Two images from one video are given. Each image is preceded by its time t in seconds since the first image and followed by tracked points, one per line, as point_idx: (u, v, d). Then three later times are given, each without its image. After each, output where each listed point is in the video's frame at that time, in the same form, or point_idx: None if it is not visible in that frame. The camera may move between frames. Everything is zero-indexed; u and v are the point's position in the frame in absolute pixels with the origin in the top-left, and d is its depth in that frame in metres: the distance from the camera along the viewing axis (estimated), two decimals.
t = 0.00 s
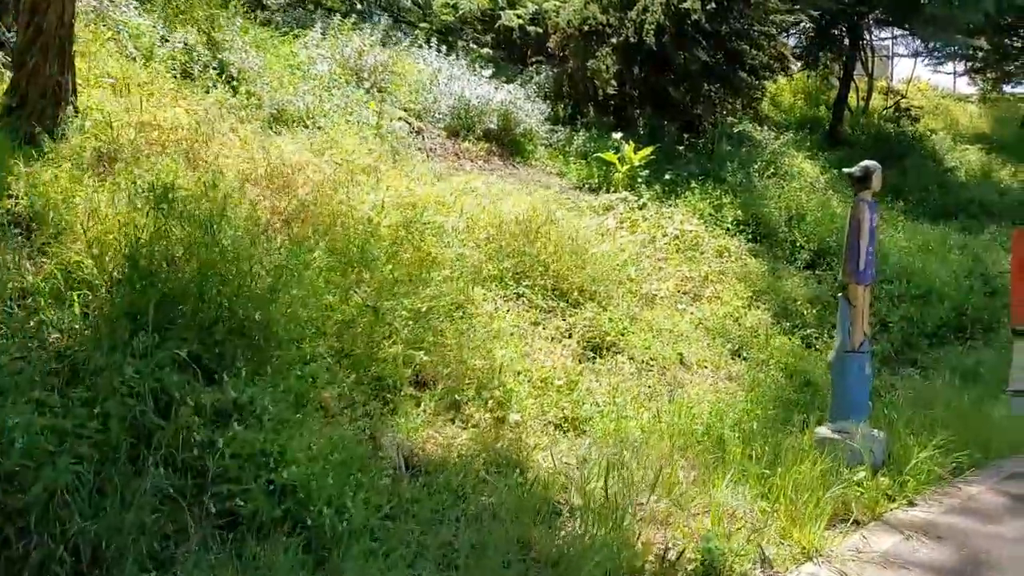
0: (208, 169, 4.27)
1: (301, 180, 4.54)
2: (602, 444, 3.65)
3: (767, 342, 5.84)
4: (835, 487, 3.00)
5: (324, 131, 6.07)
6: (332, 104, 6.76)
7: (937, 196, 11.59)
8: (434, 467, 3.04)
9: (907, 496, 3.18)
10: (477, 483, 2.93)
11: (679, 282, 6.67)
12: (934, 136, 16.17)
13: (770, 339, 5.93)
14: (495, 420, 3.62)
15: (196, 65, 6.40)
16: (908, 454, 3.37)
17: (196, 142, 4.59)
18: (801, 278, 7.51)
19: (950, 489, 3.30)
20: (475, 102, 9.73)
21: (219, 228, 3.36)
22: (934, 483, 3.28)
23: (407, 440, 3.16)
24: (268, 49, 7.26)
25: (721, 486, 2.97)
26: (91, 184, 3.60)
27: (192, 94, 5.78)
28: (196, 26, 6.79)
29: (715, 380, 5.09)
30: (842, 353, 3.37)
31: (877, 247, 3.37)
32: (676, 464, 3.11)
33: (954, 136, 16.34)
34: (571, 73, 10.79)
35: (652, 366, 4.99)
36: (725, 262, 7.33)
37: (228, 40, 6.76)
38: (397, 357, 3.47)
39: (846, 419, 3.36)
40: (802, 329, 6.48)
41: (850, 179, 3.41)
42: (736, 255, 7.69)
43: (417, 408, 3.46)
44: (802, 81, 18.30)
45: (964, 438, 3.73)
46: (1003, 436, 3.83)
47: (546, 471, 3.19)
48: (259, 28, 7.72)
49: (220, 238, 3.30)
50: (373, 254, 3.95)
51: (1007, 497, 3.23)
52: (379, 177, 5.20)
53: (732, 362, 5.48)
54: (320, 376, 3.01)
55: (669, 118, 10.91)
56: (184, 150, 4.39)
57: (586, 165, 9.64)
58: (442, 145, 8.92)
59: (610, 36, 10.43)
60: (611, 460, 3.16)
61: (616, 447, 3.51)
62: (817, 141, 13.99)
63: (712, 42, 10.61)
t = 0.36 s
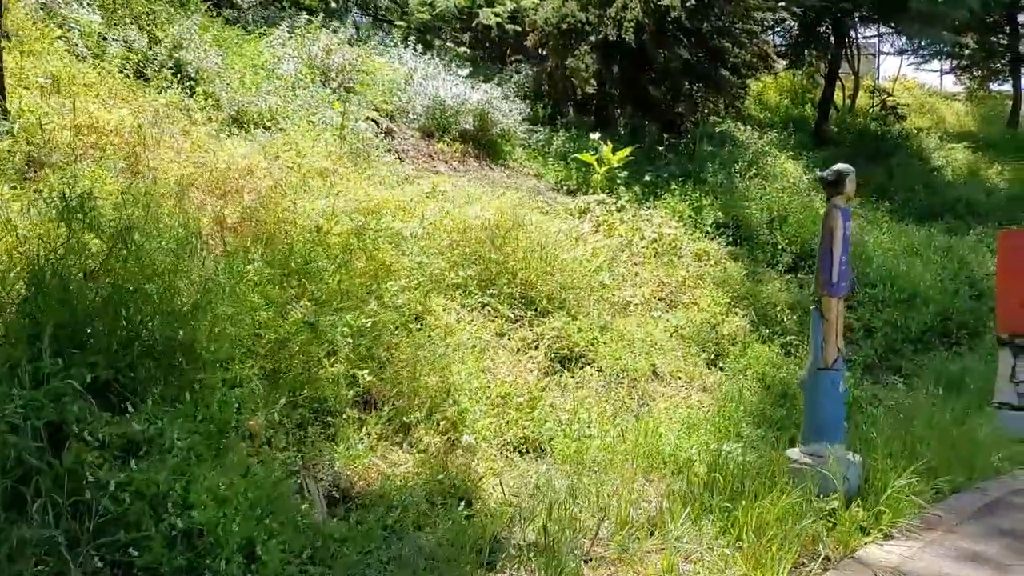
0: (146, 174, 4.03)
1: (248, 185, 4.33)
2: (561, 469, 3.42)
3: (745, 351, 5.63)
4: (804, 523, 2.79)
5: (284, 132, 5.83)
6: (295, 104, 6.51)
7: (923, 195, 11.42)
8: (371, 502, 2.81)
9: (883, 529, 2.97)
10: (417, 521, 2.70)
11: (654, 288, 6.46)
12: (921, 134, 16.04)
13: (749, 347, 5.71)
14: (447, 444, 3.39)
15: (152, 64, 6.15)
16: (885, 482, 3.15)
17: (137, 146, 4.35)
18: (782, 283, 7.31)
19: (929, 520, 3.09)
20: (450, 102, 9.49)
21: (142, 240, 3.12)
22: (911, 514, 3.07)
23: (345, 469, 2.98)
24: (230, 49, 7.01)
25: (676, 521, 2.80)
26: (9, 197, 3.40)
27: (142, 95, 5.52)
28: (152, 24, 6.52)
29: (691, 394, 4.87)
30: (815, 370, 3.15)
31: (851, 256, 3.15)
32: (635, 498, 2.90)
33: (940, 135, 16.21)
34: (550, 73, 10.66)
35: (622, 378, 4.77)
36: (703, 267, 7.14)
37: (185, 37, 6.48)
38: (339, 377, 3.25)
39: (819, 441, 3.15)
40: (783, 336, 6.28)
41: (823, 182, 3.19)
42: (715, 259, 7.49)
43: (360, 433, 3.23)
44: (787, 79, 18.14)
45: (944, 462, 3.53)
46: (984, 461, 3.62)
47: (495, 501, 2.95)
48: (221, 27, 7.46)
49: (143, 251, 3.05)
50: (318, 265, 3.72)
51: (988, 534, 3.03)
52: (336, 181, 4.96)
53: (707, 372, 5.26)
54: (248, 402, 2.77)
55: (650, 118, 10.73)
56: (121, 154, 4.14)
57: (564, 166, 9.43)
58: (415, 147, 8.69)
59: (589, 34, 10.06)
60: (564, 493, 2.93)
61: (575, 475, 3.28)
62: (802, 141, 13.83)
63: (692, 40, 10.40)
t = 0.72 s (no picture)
0: (75, 170, 3.80)
1: (187, 183, 4.08)
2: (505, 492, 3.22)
3: (716, 359, 5.46)
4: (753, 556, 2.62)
5: (238, 129, 5.60)
6: (254, 100, 6.28)
7: (901, 199, 11.32)
8: (293, 530, 2.61)
9: (842, 560, 2.79)
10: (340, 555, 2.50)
11: (623, 294, 6.29)
12: (901, 137, 15.97)
13: (718, 355, 5.55)
14: (386, 465, 3.18)
15: (101, 57, 5.90)
16: (846, 508, 2.98)
17: (69, 142, 4.11)
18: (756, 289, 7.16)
19: (891, 550, 2.92)
20: (421, 100, 9.27)
21: (48, 245, 2.93)
22: (871, 543, 2.90)
23: (270, 493, 2.78)
24: (187, 43, 6.77)
25: (619, 553, 2.61)
26: None
27: (87, 88, 5.27)
28: (104, 14, 6.26)
29: (656, 406, 4.69)
30: (773, 387, 2.97)
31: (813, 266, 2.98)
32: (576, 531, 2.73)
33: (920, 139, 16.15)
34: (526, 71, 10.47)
35: (584, 389, 4.58)
36: (675, 272, 6.97)
37: (138, 29, 6.22)
38: (267, 392, 3.07)
39: (778, 462, 2.96)
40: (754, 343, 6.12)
41: (784, 188, 3.02)
42: (688, 263, 7.33)
43: (290, 453, 3.00)
44: (769, 82, 18.04)
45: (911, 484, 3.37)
46: (954, 483, 3.47)
47: (431, 529, 2.75)
48: (181, 20, 7.22)
49: (47, 257, 2.87)
50: (254, 270, 3.51)
51: (953, 563, 2.86)
52: (287, 181, 4.75)
53: (674, 382, 5.09)
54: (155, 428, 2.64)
55: (626, 119, 10.58)
56: (49, 150, 3.91)
57: (538, 167, 9.24)
58: (384, 146, 8.48)
59: (565, 32, 9.85)
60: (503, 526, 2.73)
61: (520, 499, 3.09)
62: (781, 143, 13.73)
63: (670, 39, 10.24)
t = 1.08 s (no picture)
0: None
1: (109, 185, 3.83)
2: (440, 520, 3.03)
3: (677, 369, 5.27)
4: None
5: (179, 128, 5.36)
6: (200, 97, 6.03)
7: (871, 201, 11.27)
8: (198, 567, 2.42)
9: None
10: None
11: (584, 300, 6.11)
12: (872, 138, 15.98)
13: (680, 364, 5.39)
14: (310, 494, 3.01)
15: (34, 53, 5.62)
16: (797, 536, 2.83)
17: None
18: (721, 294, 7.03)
19: None
20: (383, 98, 9.05)
21: None
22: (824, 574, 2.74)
23: (177, 527, 2.62)
24: (131, 39, 6.51)
25: None
26: None
27: (15, 84, 5.01)
28: (39, 6, 5.98)
29: (611, 419, 4.48)
30: (722, 407, 2.80)
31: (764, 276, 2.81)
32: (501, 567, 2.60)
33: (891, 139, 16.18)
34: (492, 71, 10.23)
35: (537, 401, 4.37)
36: (638, 277, 6.82)
37: (76, 23, 5.95)
38: (178, 414, 2.92)
39: (727, 486, 2.79)
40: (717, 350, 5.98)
41: (734, 192, 2.85)
42: (652, 267, 7.19)
43: (203, 484, 2.84)
44: (741, 82, 17.99)
45: (868, 507, 3.23)
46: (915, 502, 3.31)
47: (352, 566, 2.56)
48: (126, 15, 6.94)
49: None
50: (172, 281, 3.38)
51: None
52: (224, 184, 4.53)
53: (633, 392, 4.92)
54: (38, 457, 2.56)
55: (594, 119, 10.40)
56: None
57: (503, 167, 9.05)
58: (342, 146, 8.26)
59: (531, 30, 9.62)
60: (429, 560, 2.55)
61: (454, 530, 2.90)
62: (752, 144, 13.66)
63: (638, 38, 10.07)
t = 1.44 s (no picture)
0: None
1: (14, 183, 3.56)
2: (364, 545, 2.83)
3: (632, 375, 5.09)
4: None
5: (110, 122, 5.07)
6: (135, 90, 5.73)
7: (836, 201, 11.21)
8: None
9: None
10: None
11: (540, 303, 5.91)
12: (839, 138, 15.99)
13: (636, 369, 5.21)
14: (220, 519, 2.84)
15: None
16: (741, 563, 2.67)
17: None
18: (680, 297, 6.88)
19: None
20: (338, 94, 8.80)
21: None
22: None
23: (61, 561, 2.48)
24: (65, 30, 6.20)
25: None
26: None
27: None
28: None
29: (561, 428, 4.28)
30: (663, 423, 2.62)
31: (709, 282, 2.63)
32: None
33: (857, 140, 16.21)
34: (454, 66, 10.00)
35: (484, 413, 4.16)
36: (597, 279, 6.65)
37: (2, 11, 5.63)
38: (68, 434, 2.73)
39: (669, 508, 2.63)
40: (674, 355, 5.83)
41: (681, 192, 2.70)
42: (612, 269, 7.03)
43: (99, 509, 2.69)
44: (709, 82, 17.93)
45: (817, 526, 3.08)
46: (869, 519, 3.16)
47: None
48: (62, 3, 6.62)
49: None
50: (74, 289, 3.20)
51: None
52: (150, 182, 4.28)
53: (586, 399, 4.74)
54: None
55: (558, 117, 10.23)
56: None
57: (463, 166, 8.82)
58: (294, 143, 8.00)
59: (492, 26, 9.41)
60: None
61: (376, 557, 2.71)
62: (718, 144, 13.58)
63: (601, 34, 9.89)
